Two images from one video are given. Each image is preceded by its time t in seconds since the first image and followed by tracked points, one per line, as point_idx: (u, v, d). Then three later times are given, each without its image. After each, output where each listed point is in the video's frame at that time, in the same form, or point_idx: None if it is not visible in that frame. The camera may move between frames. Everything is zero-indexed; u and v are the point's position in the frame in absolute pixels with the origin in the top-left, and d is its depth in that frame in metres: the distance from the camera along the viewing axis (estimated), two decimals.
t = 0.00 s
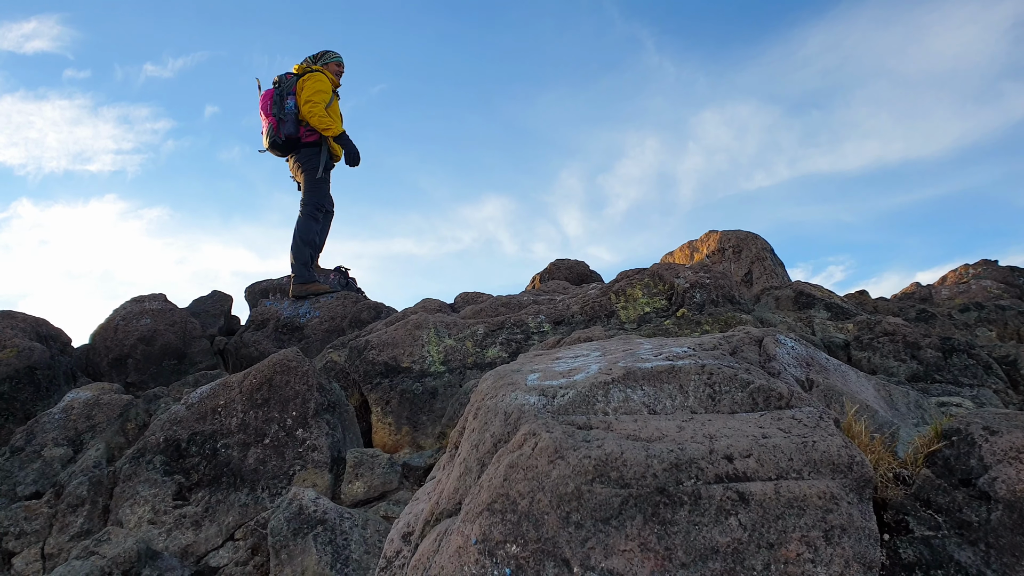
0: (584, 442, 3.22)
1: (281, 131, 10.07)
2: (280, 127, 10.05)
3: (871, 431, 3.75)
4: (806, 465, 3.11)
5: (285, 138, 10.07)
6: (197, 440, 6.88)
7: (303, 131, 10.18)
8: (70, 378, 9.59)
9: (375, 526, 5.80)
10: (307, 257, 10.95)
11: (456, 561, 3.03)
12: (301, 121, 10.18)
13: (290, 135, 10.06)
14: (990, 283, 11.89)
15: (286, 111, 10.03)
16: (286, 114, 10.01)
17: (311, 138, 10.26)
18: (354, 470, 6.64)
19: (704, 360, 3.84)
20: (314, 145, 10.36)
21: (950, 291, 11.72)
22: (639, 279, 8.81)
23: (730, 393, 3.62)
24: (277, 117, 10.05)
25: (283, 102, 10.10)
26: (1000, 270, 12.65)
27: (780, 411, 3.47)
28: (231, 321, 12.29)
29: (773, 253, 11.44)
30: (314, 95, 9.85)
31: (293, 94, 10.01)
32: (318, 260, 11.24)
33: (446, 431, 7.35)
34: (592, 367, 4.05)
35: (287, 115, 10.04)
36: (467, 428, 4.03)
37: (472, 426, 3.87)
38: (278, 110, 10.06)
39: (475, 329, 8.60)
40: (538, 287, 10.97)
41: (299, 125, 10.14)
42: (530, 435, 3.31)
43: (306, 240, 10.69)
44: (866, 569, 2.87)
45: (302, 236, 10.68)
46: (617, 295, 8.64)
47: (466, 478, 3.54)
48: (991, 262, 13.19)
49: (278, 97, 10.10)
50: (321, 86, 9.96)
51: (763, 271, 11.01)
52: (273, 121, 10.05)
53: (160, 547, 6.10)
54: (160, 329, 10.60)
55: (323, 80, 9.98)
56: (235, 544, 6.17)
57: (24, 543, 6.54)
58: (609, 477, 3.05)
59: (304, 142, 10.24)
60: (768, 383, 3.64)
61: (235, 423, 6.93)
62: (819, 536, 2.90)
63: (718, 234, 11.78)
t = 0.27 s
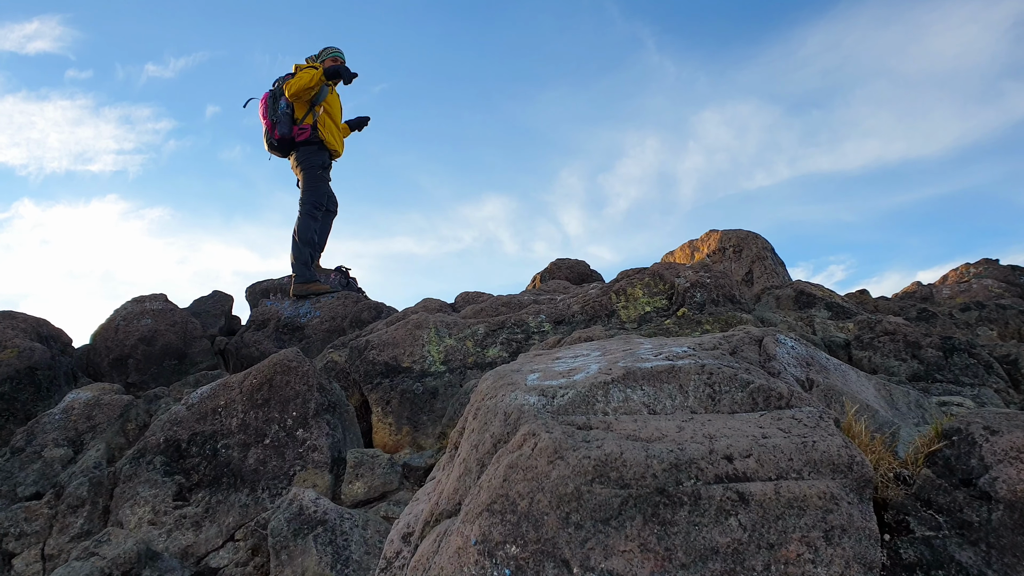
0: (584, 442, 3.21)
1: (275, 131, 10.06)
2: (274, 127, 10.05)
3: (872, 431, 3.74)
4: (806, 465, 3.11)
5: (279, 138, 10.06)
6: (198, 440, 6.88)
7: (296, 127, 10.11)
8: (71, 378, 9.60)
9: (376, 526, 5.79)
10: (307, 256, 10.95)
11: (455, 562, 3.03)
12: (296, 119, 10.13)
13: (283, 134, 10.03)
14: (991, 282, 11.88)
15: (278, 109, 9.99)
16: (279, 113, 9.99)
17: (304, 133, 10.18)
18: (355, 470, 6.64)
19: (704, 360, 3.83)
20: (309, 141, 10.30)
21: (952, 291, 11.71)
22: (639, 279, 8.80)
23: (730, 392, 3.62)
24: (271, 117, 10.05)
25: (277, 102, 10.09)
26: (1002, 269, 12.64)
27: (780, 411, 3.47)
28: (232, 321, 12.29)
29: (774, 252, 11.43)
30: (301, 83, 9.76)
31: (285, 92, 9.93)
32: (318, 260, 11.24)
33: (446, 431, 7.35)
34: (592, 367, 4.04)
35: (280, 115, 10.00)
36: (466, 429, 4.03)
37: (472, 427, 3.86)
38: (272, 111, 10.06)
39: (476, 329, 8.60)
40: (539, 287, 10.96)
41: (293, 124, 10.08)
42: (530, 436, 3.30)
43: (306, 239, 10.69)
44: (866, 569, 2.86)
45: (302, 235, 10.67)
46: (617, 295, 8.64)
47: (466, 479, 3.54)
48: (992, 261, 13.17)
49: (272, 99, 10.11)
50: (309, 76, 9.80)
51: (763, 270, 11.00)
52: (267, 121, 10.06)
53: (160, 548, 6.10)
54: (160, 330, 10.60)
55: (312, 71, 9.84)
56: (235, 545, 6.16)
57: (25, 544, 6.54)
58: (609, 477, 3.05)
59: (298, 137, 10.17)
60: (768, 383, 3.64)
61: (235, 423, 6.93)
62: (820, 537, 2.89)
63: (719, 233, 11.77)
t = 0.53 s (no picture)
0: (584, 444, 3.21)
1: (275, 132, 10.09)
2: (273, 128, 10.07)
3: (873, 434, 3.73)
4: (806, 468, 3.10)
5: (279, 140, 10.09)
6: (199, 440, 6.89)
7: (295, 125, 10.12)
8: (74, 377, 9.61)
9: (377, 526, 5.79)
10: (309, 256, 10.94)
11: (455, 563, 3.02)
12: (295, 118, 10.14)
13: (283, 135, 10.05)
14: (995, 284, 11.84)
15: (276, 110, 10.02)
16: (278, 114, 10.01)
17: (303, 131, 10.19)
18: (356, 470, 6.64)
19: (705, 362, 3.83)
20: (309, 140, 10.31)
21: (955, 293, 11.68)
22: (641, 280, 8.80)
23: (731, 395, 3.61)
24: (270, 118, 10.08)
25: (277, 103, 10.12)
26: (1005, 271, 12.61)
27: (781, 413, 3.46)
28: (235, 320, 12.30)
29: (777, 254, 11.41)
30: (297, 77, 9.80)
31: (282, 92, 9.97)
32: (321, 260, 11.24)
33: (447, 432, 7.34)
34: (593, 368, 4.04)
35: (279, 116, 10.02)
36: (467, 430, 4.03)
37: (473, 428, 3.86)
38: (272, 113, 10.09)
39: (478, 329, 8.60)
40: (541, 288, 10.96)
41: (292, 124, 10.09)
42: (530, 437, 3.30)
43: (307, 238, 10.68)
44: (867, 572, 2.86)
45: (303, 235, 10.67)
46: (619, 295, 8.64)
47: (466, 479, 3.53)
48: (996, 263, 13.13)
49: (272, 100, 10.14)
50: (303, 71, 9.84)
51: (766, 271, 10.99)
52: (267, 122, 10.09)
53: (161, 547, 6.11)
54: (163, 329, 10.62)
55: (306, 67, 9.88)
56: (236, 544, 6.17)
57: (26, 542, 6.55)
58: (609, 479, 3.04)
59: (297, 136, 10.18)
60: (769, 385, 3.63)
61: (237, 423, 6.94)
62: (820, 540, 2.89)
63: (721, 234, 11.76)
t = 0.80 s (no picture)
0: (586, 443, 3.21)
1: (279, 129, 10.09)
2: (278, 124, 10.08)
3: (875, 435, 3.73)
4: (809, 468, 3.10)
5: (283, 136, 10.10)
6: (201, 436, 6.89)
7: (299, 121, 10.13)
8: (75, 372, 9.62)
9: (377, 524, 5.79)
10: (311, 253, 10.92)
11: (456, 560, 3.02)
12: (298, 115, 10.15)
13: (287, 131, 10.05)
14: (997, 287, 11.82)
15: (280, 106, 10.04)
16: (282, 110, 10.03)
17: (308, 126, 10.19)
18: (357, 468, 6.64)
19: (708, 361, 3.82)
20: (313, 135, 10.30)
21: (957, 295, 11.67)
22: (644, 279, 8.79)
23: (733, 394, 3.60)
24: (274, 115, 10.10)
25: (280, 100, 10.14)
26: (1007, 273, 12.59)
27: (784, 413, 3.45)
28: (236, 317, 12.31)
29: (779, 254, 11.40)
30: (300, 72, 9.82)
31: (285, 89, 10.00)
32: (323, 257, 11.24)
33: (449, 430, 7.34)
34: (595, 367, 4.04)
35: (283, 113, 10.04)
36: (469, 428, 4.03)
37: (475, 426, 3.86)
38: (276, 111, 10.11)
39: (480, 328, 8.59)
40: (543, 287, 10.96)
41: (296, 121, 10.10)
42: (532, 435, 3.29)
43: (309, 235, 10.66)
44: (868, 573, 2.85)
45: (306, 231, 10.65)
46: (621, 295, 8.63)
47: (468, 477, 3.53)
48: (999, 266, 13.11)
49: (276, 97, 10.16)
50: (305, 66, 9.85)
51: (768, 272, 10.98)
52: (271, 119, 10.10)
53: (162, 543, 6.11)
54: (165, 325, 10.63)
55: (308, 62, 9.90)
56: (237, 541, 6.17)
57: (26, 537, 6.56)
58: (611, 478, 3.04)
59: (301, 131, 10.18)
60: (772, 385, 3.62)
61: (238, 420, 6.94)
62: (822, 540, 2.88)
63: (724, 235, 11.75)
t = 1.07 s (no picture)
0: (589, 453, 3.20)
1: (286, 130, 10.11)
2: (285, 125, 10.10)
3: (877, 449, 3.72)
4: (812, 482, 3.09)
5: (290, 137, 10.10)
6: (199, 437, 6.88)
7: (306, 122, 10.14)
8: (74, 370, 9.60)
9: (375, 530, 5.77)
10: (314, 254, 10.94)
11: (456, 569, 3.01)
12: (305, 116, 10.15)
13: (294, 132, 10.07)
14: (998, 301, 11.82)
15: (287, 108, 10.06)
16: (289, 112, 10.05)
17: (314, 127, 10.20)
18: (355, 472, 6.62)
19: (711, 373, 3.81)
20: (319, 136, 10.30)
21: (958, 309, 11.67)
22: (645, 287, 8.79)
23: (737, 406, 3.60)
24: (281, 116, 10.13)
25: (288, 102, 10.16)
26: (1008, 288, 12.59)
27: (787, 426, 3.44)
28: (236, 318, 12.29)
29: (781, 265, 11.40)
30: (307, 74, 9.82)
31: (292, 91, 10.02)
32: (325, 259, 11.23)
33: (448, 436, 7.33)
34: (598, 376, 4.03)
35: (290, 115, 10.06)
36: (470, 435, 4.01)
37: (476, 433, 3.84)
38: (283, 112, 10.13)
39: (481, 333, 8.58)
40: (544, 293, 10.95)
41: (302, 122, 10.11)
42: (535, 444, 3.28)
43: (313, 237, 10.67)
44: None
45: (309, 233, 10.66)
46: (623, 303, 8.63)
47: (469, 485, 3.52)
48: (1000, 280, 13.12)
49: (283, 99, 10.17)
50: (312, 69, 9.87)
51: (770, 282, 10.97)
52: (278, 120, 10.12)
53: (157, 545, 6.09)
54: (165, 324, 10.62)
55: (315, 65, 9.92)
56: (233, 544, 6.16)
57: (21, 536, 6.54)
58: (613, 489, 3.03)
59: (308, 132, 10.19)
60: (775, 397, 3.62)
61: (237, 421, 6.92)
62: (824, 556, 2.87)
63: (726, 244, 11.75)
